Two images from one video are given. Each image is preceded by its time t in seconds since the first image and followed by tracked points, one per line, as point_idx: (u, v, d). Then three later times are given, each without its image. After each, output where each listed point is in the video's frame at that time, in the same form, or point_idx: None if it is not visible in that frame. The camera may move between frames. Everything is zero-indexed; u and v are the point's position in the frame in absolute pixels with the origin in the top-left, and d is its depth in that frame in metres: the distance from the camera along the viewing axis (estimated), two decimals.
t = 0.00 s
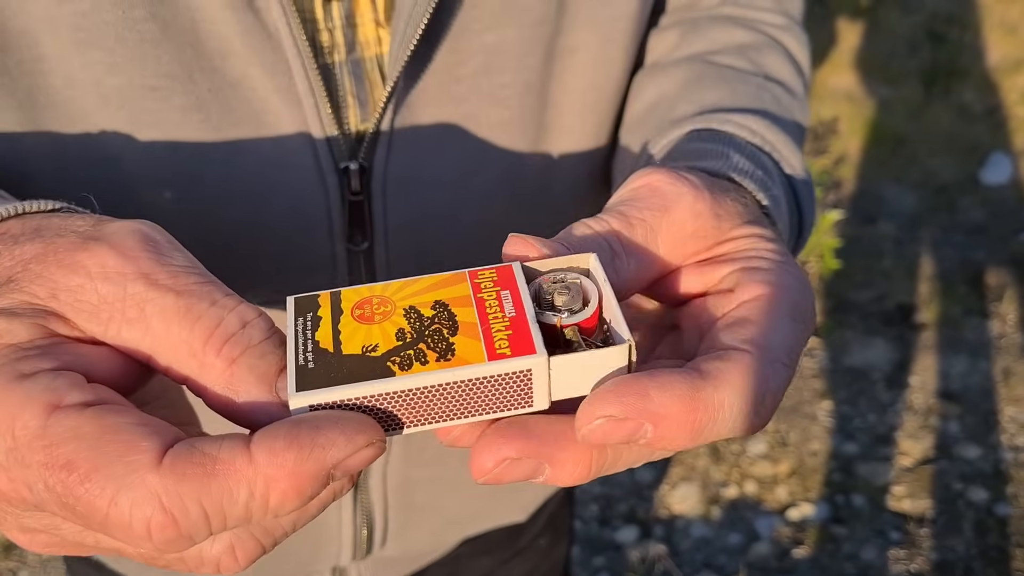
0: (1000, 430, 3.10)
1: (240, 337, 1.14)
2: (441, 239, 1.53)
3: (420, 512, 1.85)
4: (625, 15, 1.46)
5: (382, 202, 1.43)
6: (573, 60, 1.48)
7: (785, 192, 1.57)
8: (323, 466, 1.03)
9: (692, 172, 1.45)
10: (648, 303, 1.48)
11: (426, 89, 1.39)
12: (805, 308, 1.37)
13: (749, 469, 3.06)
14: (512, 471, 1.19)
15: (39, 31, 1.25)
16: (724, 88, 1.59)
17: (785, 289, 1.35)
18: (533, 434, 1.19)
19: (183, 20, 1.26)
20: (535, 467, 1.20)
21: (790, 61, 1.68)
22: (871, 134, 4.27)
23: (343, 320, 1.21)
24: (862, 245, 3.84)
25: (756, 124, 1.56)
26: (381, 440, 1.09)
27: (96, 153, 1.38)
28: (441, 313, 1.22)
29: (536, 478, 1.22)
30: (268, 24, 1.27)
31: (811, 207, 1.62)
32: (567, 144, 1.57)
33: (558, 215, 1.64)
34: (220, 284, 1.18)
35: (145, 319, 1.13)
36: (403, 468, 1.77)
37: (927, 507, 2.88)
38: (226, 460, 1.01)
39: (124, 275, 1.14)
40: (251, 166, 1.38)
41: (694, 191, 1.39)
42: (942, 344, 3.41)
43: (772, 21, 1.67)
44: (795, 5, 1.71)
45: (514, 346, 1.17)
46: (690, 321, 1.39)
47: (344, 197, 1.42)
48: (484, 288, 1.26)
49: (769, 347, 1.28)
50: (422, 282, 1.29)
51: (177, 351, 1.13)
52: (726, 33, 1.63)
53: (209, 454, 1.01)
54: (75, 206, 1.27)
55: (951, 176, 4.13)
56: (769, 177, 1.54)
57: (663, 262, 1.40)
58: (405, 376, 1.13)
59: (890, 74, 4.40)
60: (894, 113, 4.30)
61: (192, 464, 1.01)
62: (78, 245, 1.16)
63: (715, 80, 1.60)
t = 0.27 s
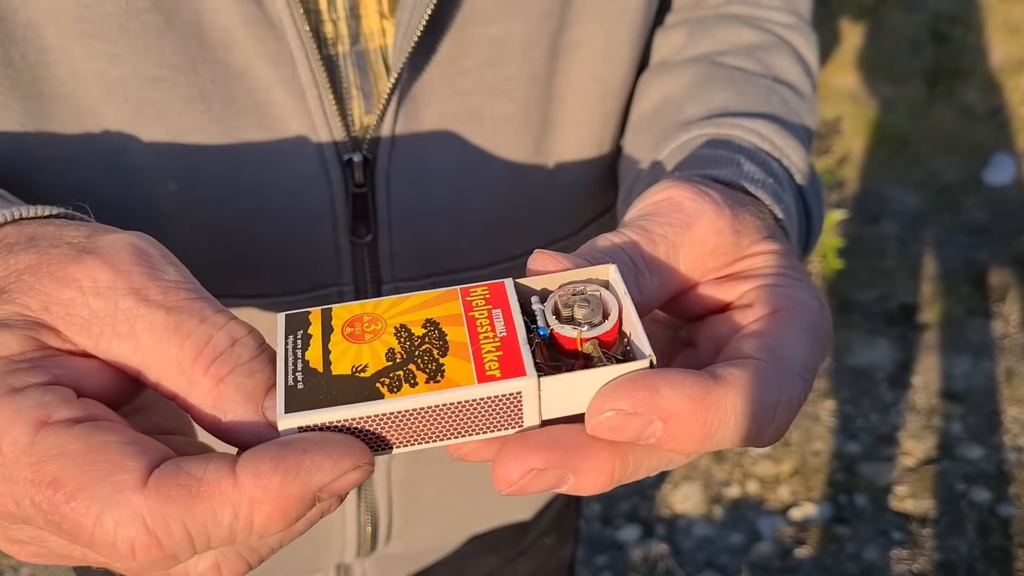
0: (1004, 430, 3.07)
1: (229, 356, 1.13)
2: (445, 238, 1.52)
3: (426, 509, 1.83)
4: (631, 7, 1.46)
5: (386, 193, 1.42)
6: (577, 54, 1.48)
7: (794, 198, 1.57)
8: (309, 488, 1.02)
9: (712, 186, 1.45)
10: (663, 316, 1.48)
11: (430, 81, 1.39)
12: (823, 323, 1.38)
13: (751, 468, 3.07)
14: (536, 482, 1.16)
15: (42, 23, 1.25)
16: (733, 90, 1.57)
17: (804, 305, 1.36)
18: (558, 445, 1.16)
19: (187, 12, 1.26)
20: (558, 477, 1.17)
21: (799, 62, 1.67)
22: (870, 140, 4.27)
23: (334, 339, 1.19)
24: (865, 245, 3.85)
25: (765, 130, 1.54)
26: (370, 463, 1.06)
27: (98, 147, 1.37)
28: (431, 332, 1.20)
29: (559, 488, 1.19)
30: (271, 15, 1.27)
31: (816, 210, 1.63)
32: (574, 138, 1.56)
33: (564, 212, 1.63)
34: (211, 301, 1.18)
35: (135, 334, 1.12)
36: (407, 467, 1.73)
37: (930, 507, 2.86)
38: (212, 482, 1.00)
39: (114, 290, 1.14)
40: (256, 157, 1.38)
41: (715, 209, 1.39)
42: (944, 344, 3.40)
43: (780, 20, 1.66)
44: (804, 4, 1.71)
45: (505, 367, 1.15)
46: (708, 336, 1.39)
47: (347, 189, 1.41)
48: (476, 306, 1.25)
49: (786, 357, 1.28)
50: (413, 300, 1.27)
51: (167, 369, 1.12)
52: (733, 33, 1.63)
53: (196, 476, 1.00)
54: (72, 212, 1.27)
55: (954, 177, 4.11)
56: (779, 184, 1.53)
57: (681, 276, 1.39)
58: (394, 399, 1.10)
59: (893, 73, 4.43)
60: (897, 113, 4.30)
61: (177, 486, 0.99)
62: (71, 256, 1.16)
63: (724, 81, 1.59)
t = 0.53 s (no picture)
0: (1004, 429, 3.08)
1: (191, 353, 1.12)
2: (441, 232, 1.52)
3: (423, 505, 1.83)
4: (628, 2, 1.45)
5: (382, 186, 1.43)
6: (574, 48, 1.48)
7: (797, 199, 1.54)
8: (259, 490, 1.01)
9: (721, 189, 1.43)
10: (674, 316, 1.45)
11: (426, 74, 1.39)
12: (833, 330, 1.35)
13: (751, 467, 3.08)
14: (539, 467, 1.14)
15: (42, 14, 1.26)
16: (737, 91, 1.55)
17: (816, 310, 1.33)
18: (563, 432, 1.14)
19: (183, 4, 1.26)
20: (561, 466, 1.15)
21: (802, 62, 1.65)
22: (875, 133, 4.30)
23: (295, 338, 1.20)
24: (865, 245, 3.87)
25: (768, 130, 1.52)
26: (325, 465, 1.06)
27: (94, 139, 1.38)
28: (393, 334, 1.21)
29: (561, 477, 1.17)
30: (267, 8, 1.27)
31: (821, 212, 1.59)
32: (572, 132, 1.56)
33: (561, 208, 1.63)
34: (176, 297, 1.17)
35: (96, 328, 1.13)
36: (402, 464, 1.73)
37: (930, 506, 2.86)
38: (160, 478, 1.00)
39: (76, 283, 1.13)
40: (253, 149, 1.38)
41: (726, 211, 1.37)
42: (945, 344, 3.41)
43: (782, 19, 1.66)
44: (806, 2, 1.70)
45: (464, 370, 1.15)
46: (714, 339, 1.36)
47: (343, 181, 1.41)
48: (440, 309, 1.26)
49: (798, 362, 1.25)
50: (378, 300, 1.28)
51: (127, 364, 1.13)
52: (736, 31, 1.62)
53: (144, 473, 1.00)
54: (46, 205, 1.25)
55: (956, 177, 4.12)
56: (783, 185, 1.50)
57: (691, 277, 1.36)
58: (351, 400, 1.11)
59: (896, 72, 4.44)
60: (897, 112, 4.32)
61: (125, 482, 0.99)
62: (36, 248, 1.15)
63: (728, 80, 1.57)
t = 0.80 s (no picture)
0: (1003, 427, 3.08)
1: (172, 351, 1.12)
2: (435, 224, 1.52)
3: (419, 498, 1.83)
4: None
5: (376, 180, 1.43)
6: (571, 41, 1.47)
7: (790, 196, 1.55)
8: (236, 494, 1.02)
9: (715, 186, 1.42)
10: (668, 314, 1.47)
11: (421, 67, 1.38)
12: (826, 330, 1.36)
13: (750, 464, 3.08)
14: (527, 467, 1.17)
15: (37, 6, 1.26)
16: (731, 85, 1.56)
17: (809, 311, 1.33)
18: (553, 434, 1.16)
19: None
20: (549, 467, 1.17)
21: (797, 58, 1.65)
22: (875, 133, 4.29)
23: (276, 339, 1.20)
24: (865, 243, 3.87)
25: (762, 126, 1.52)
26: (301, 469, 1.08)
27: (89, 131, 1.38)
28: (373, 337, 1.21)
29: (550, 476, 1.19)
30: None
31: (814, 209, 1.60)
32: (568, 125, 1.56)
33: (555, 201, 1.63)
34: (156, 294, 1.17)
35: (77, 327, 1.13)
36: (399, 457, 1.74)
37: (929, 504, 2.87)
38: (137, 481, 1.00)
39: (57, 281, 1.14)
40: (248, 141, 1.38)
41: (719, 208, 1.37)
42: (945, 342, 3.41)
43: (779, 14, 1.65)
44: None
45: (443, 379, 1.15)
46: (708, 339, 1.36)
47: (338, 173, 1.41)
48: (421, 312, 1.25)
49: (790, 368, 1.25)
50: (358, 301, 1.27)
51: (108, 362, 1.13)
52: (732, 26, 1.62)
53: (121, 475, 1.00)
54: (36, 201, 1.25)
55: (956, 175, 4.13)
56: (777, 182, 1.51)
57: (684, 277, 1.36)
58: (327, 407, 1.11)
59: (896, 72, 4.40)
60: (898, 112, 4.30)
61: (102, 484, 1.00)
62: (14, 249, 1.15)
63: (722, 75, 1.57)
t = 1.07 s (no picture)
0: (1003, 424, 3.09)
1: (133, 343, 1.14)
2: (434, 214, 1.52)
3: (417, 489, 1.83)
4: None
5: (376, 169, 1.43)
6: (570, 31, 1.47)
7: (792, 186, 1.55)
8: (198, 492, 1.06)
9: (721, 174, 1.42)
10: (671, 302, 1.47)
11: (420, 57, 1.38)
12: (831, 321, 1.36)
13: (750, 461, 3.09)
14: (533, 447, 1.19)
15: None
16: (732, 75, 1.56)
17: (816, 301, 1.34)
18: (562, 416, 1.18)
19: None
20: (555, 448, 1.19)
21: (797, 48, 1.65)
22: (874, 134, 4.28)
23: (236, 333, 1.20)
24: (865, 240, 3.86)
25: (763, 115, 1.52)
26: (264, 466, 1.11)
27: (86, 122, 1.38)
28: (333, 329, 1.21)
29: (556, 458, 1.21)
30: None
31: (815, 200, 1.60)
32: (568, 116, 1.56)
33: (555, 192, 1.62)
34: (121, 285, 1.19)
35: (40, 318, 1.15)
36: (398, 446, 1.73)
37: (928, 500, 2.88)
38: (99, 480, 1.04)
39: (20, 273, 1.16)
40: (247, 129, 1.38)
41: (727, 195, 1.37)
42: (945, 339, 3.42)
43: (779, 5, 1.65)
44: None
45: (402, 373, 1.15)
46: (714, 327, 1.36)
47: (337, 164, 1.41)
48: (381, 302, 1.25)
49: (797, 358, 1.26)
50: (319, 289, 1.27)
51: (71, 353, 1.15)
52: (733, 17, 1.62)
53: (83, 474, 1.04)
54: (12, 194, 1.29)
55: (956, 174, 4.12)
56: (780, 172, 1.51)
57: (692, 263, 1.36)
58: (288, 404, 1.12)
59: (897, 69, 4.42)
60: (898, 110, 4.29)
61: (65, 483, 1.04)
62: None
63: (723, 65, 1.57)
